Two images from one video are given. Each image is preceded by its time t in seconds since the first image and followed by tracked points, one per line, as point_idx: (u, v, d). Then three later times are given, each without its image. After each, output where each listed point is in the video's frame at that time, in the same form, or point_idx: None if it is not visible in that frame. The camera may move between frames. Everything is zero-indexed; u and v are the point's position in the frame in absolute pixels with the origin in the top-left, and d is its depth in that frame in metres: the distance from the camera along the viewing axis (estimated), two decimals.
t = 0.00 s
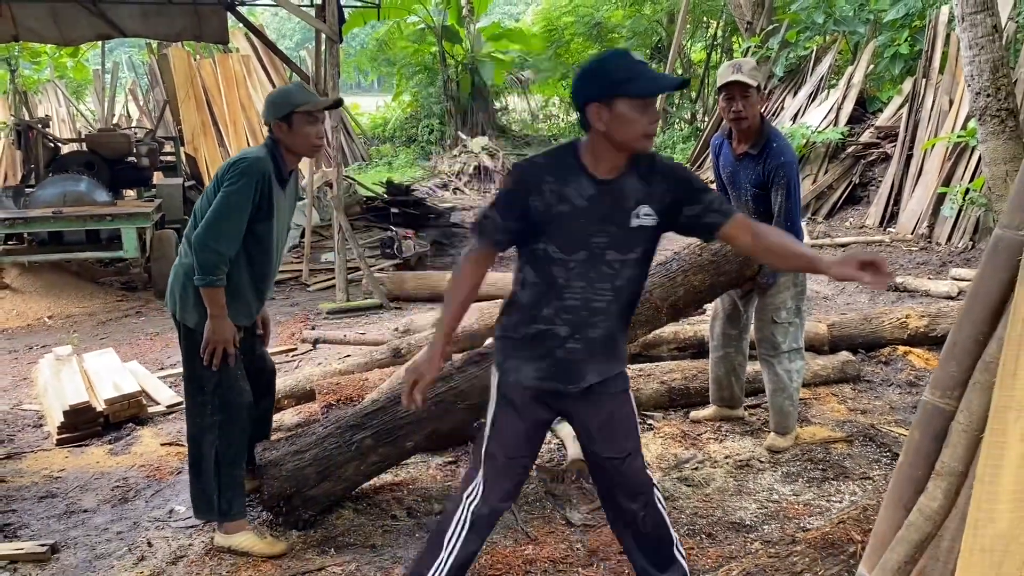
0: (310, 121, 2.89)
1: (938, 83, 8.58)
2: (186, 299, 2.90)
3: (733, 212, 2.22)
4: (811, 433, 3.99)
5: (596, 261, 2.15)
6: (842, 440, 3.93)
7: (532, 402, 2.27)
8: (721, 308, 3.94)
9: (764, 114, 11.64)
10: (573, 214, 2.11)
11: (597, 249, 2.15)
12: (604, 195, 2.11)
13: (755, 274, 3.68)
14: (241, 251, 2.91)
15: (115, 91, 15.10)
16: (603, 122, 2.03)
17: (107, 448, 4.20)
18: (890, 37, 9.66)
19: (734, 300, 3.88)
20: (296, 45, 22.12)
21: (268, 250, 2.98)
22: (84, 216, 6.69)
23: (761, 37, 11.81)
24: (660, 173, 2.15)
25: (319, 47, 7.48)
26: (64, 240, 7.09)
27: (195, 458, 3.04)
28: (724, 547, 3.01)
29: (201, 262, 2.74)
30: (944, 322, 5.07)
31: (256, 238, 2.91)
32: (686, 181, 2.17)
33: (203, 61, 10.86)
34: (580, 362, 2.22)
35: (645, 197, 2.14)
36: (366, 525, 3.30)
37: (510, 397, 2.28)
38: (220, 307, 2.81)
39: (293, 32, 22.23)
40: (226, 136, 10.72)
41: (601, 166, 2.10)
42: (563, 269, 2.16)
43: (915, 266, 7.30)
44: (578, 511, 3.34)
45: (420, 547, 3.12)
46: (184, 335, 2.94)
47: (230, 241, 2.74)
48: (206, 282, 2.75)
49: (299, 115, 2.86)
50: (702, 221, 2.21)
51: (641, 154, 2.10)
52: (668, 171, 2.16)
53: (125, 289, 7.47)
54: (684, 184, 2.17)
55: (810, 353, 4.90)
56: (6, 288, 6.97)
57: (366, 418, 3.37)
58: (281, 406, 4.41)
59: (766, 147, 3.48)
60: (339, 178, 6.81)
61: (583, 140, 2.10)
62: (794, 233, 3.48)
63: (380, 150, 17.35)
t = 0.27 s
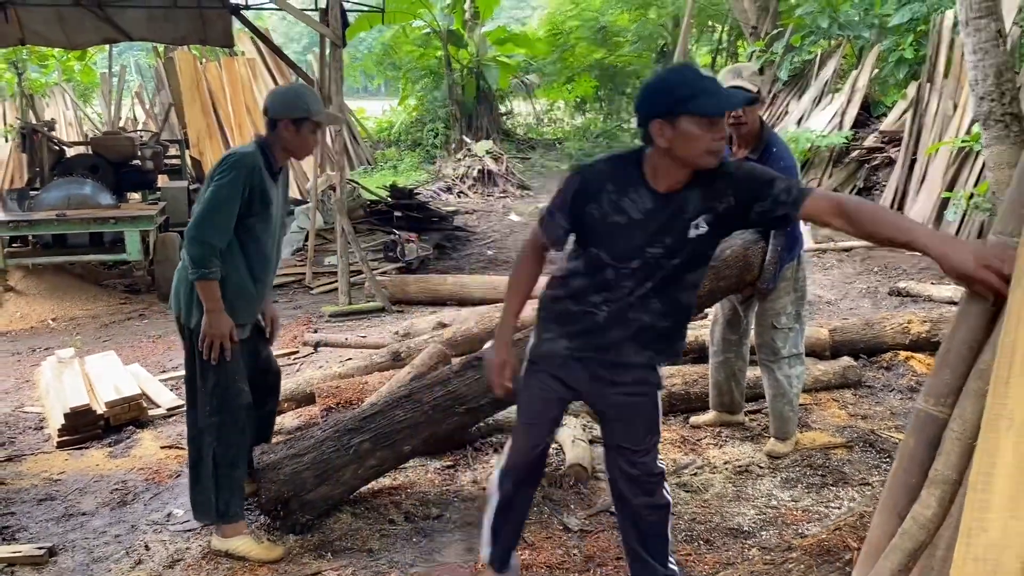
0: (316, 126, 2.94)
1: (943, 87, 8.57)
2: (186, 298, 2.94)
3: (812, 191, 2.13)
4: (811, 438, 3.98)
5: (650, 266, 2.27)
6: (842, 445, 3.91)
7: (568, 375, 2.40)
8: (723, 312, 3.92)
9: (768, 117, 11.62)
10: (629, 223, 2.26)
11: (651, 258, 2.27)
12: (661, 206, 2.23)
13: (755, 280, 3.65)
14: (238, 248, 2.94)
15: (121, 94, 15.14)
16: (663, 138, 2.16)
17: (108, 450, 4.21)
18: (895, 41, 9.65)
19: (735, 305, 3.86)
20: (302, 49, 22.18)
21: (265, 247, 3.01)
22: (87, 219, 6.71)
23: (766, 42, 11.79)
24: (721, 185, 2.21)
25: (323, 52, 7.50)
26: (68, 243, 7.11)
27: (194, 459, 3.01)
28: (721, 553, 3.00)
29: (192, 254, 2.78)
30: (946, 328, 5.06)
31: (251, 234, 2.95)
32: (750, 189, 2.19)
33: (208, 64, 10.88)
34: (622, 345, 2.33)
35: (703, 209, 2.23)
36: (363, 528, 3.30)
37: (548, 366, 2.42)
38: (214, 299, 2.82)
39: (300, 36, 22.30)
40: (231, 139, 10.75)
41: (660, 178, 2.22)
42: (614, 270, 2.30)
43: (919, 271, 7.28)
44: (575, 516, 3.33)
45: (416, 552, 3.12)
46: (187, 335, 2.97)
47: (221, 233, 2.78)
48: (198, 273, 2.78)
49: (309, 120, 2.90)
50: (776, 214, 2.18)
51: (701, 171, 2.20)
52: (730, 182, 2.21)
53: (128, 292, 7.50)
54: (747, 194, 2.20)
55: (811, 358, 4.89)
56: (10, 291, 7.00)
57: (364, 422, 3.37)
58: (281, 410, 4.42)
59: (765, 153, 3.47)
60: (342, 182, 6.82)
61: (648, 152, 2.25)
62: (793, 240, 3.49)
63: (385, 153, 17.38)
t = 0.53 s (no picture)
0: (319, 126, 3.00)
1: (952, 91, 8.53)
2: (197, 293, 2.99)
3: (833, 205, 2.14)
4: (816, 445, 3.95)
5: (669, 275, 2.33)
6: (848, 452, 3.88)
7: (594, 372, 2.47)
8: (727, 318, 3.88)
9: (776, 121, 11.58)
10: (647, 232, 2.31)
11: (671, 267, 2.32)
12: (677, 216, 2.28)
13: (760, 286, 3.56)
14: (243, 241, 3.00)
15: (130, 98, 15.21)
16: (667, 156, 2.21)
17: (111, 453, 4.21)
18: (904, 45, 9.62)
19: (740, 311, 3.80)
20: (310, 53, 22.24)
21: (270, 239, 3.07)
22: (94, 222, 6.73)
23: (774, 46, 11.75)
24: (739, 195, 2.24)
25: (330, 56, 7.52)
26: (75, 246, 7.13)
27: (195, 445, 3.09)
28: (724, 560, 2.98)
29: (201, 249, 2.83)
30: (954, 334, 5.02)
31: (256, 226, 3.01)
32: (769, 201, 2.21)
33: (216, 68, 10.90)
34: (645, 348, 2.40)
35: (720, 219, 2.26)
36: (365, 533, 3.29)
37: (576, 361, 2.51)
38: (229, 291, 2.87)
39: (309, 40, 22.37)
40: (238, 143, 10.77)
41: (676, 191, 2.26)
42: (634, 276, 2.36)
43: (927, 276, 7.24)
44: (578, 522, 3.31)
45: (417, 557, 3.10)
46: (194, 326, 3.05)
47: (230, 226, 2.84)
48: (212, 266, 2.83)
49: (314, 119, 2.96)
50: (795, 227, 2.19)
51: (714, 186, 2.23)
52: (748, 192, 2.23)
53: (135, 296, 7.51)
54: (766, 205, 2.22)
55: (817, 364, 4.86)
56: (17, 293, 7.01)
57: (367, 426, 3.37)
58: (284, 413, 4.42)
59: (770, 156, 3.43)
60: (348, 186, 6.82)
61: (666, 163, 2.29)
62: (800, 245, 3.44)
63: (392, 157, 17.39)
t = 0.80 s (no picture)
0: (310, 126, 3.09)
1: (963, 95, 8.49)
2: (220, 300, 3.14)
3: (837, 183, 2.10)
4: (825, 451, 3.92)
5: (678, 274, 2.31)
6: (857, 459, 3.85)
7: (608, 380, 2.48)
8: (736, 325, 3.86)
9: (785, 125, 11.54)
10: (651, 233, 2.32)
11: (678, 267, 2.31)
12: (680, 216, 2.28)
13: (768, 292, 3.54)
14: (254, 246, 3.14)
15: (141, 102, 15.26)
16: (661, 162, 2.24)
17: (118, 458, 4.21)
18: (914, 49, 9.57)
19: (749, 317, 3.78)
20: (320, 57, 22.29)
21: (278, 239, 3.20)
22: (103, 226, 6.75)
23: (783, 50, 11.71)
24: (740, 188, 2.23)
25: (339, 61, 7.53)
26: (84, 250, 7.16)
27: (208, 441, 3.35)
28: (731, 568, 2.95)
29: (219, 262, 2.96)
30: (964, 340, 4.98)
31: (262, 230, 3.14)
32: (772, 190, 2.19)
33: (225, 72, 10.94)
34: (655, 357, 2.38)
35: (724, 214, 2.25)
36: (370, 539, 3.27)
37: (592, 369, 2.52)
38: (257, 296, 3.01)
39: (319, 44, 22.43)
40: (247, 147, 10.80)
41: (675, 192, 2.26)
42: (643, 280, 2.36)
43: (938, 281, 7.20)
44: (584, 529, 3.29)
45: (423, 563, 3.09)
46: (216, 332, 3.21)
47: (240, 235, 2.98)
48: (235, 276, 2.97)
49: (303, 120, 3.05)
50: (801, 213, 2.15)
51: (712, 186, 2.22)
52: (749, 184, 2.23)
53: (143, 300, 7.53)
54: (769, 196, 2.20)
55: (826, 370, 4.83)
56: (26, 297, 7.04)
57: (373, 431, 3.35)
58: (291, 418, 4.43)
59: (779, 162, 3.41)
60: (356, 190, 6.83)
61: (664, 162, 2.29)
62: (807, 249, 3.44)
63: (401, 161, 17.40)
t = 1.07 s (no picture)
0: (322, 136, 3.11)
1: (973, 97, 8.44)
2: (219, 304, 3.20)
3: (838, 187, 2.07)
4: (833, 455, 3.89)
5: (680, 271, 2.29)
6: (865, 463, 3.82)
7: (611, 382, 2.47)
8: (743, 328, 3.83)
9: (794, 127, 11.49)
10: (652, 229, 2.30)
11: (681, 263, 2.29)
12: (681, 212, 2.26)
13: (776, 295, 3.51)
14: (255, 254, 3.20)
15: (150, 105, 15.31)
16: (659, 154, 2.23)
17: (124, 460, 4.21)
18: (924, 50, 9.52)
19: (757, 320, 3.76)
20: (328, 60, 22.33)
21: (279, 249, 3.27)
22: (110, 228, 6.76)
23: (792, 51, 11.65)
24: (740, 187, 2.21)
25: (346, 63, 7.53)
26: (93, 253, 7.18)
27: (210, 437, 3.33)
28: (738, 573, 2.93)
29: (221, 268, 3.02)
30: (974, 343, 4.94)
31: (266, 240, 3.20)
32: (774, 189, 2.17)
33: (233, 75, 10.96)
34: (659, 358, 2.36)
35: (724, 211, 2.23)
36: (375, 542, 3.26)
37: (595, 371, 2.51)
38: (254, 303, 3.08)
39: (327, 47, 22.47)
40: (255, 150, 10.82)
41: (674, 188, 2.25)
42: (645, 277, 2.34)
43: (947, 284, 7.17)
44: (590, 533, 3.27)
45: (428, 566, 3.08)
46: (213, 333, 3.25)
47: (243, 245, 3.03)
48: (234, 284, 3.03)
49: (315, 129, 3.07)
50: (802, 215, 2.13)
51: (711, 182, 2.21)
52: (749, 182, 2.21)
53: (151, 302, 7.55)
54: (769, 196, 2.18)
55: (834, 373, 4.80)
56: (35, 300, 7.07)
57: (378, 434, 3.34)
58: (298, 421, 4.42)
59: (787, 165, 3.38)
60: (363, 193, 6.83)
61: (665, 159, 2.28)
62: (816, 250, 3.41)
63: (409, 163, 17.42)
